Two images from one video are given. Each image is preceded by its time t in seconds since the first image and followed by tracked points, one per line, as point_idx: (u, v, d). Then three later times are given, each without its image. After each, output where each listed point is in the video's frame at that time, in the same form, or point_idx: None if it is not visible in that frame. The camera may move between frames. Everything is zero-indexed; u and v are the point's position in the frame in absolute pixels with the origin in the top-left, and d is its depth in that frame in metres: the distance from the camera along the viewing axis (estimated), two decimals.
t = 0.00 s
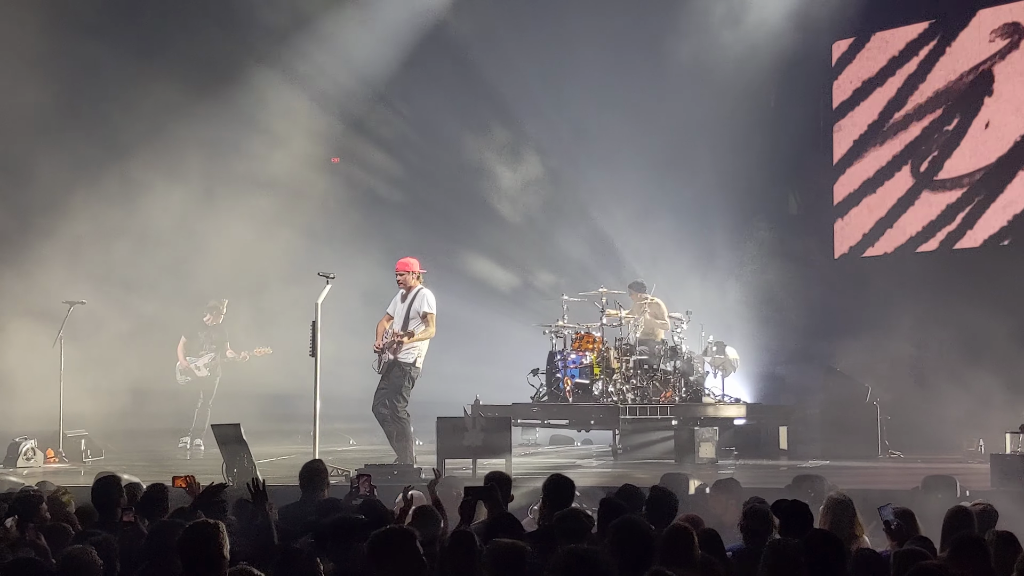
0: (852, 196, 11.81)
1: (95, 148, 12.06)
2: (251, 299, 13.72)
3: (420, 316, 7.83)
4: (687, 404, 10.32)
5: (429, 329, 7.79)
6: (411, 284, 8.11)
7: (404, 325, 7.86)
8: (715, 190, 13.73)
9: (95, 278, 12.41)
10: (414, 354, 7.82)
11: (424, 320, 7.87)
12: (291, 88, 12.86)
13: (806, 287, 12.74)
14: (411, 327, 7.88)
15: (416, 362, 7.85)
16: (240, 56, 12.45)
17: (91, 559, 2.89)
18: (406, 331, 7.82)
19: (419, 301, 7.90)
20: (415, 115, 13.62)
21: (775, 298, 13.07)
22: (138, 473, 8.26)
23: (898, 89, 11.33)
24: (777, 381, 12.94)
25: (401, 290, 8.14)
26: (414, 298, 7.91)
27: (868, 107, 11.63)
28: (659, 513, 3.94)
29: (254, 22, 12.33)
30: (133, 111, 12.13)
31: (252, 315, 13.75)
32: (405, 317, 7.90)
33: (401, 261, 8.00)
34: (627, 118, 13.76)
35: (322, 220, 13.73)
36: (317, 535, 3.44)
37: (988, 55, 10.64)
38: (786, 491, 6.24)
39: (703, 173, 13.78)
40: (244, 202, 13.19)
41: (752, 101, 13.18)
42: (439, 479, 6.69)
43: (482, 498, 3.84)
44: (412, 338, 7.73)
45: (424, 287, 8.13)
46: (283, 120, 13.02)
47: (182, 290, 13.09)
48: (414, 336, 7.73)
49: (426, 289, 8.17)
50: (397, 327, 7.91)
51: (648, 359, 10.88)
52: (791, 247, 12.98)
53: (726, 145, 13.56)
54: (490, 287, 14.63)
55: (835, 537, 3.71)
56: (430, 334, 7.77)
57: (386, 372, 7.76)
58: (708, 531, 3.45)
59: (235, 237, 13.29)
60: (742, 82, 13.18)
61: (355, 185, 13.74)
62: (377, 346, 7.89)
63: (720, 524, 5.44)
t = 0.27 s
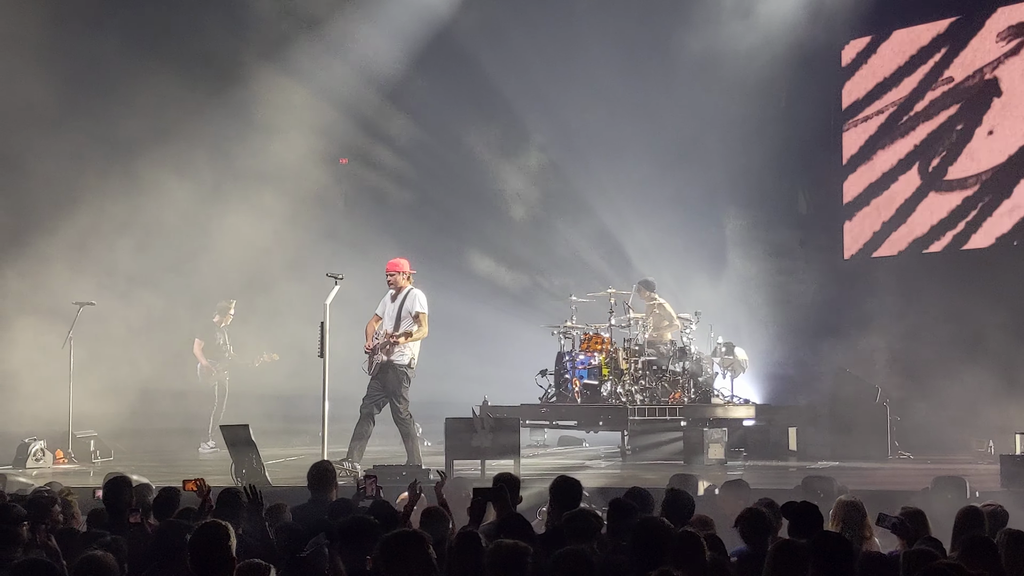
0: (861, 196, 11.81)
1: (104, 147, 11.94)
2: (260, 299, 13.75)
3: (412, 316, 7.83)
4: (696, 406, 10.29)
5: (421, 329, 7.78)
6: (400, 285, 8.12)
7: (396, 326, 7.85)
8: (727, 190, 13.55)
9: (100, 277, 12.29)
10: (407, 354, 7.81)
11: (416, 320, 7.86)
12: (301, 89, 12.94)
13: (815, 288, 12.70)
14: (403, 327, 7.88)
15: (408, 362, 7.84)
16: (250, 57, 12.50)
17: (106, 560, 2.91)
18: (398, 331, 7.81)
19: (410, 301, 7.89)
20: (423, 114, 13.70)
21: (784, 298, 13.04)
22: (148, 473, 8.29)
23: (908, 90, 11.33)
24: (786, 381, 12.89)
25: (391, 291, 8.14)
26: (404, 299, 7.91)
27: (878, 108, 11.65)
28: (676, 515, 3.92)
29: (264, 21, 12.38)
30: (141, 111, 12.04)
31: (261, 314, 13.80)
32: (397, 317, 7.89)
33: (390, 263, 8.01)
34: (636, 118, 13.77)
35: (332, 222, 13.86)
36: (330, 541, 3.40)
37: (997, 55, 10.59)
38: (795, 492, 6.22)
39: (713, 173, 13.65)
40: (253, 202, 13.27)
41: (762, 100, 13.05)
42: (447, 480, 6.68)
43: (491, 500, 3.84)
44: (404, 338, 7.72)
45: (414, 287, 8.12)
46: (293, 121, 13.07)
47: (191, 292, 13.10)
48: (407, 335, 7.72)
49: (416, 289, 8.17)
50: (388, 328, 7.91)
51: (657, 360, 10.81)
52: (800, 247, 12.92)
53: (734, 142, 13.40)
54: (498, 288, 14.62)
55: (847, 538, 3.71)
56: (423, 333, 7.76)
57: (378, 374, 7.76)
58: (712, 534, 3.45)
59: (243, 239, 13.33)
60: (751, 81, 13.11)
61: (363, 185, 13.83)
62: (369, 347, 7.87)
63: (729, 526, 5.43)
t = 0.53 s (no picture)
0: (864, 197, 11.81)
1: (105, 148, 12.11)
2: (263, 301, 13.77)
3: (397, 317, 7.80)
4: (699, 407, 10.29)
5: (406, 330, 7.76)
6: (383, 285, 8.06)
7: (380, 327, 7.81)
8: (727, 191, 13.61)
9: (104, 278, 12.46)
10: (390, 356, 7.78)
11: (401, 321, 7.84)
12: (305, 91, 13.03)
13: (818, 289, 12.69)
14: (387, 328, 7.83)
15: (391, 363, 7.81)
16: (255, 59, 12.57)
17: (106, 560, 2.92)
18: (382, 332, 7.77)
19: (395, 302, 7.86)
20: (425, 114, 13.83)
21: (787, 299, 13.02)
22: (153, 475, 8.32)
23: (911, 91, 11.32)
24: (788, 383, 12.87)
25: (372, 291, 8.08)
26: (387, 300, 7.87)
27: (880, 109, 11.62)
28: (681, 514, 3.91)
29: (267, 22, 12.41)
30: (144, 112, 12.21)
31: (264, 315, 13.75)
32: (380, 318, 7.85)
33: (372, 264, 7.95)
34: (638, 119, 13.77)
35: (335, 223, 13.85)
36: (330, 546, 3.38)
37: (1000, 56, 10.56)
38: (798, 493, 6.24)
39: (717, 172, 13.64)
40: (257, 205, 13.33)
41: (764, 102, 13.10)
42: (451, 482, 6.69)
43: (494, 502, 3.84)
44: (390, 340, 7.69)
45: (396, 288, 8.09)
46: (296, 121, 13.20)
47: (194, 294, 13.14)
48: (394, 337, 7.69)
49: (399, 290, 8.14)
50: (371, 330, 7.86)
51: (659, 362, 10.86)
52: (804, 249, 12.90)
53: (738, 144, 13.42)
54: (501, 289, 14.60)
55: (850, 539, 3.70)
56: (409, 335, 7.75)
57: (362, 377, 7.72)
58: (714, 533, 3.43)
59: (246, 240, 13.37)
60: (753, 83, 13.12)
61: (365, 186, 13.88)
62: (351, 348, 7.80)
63: (731, 527, 5.45)
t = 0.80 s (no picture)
0: (867, 197, 11.74)
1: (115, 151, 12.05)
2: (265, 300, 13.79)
3: (387, 319, 7.78)
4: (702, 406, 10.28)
5: (396, 332, 7.76)
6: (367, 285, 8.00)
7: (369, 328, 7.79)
8: (729, 189, 13.61)
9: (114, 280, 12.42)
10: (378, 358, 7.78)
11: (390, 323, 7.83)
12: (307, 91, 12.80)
13: (820, 288, 12.67)
14: (376, 329, 7.82)
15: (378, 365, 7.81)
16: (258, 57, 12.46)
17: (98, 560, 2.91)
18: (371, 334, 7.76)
19: (383, 303, 7.84)
20: (429, 112, 13.73)
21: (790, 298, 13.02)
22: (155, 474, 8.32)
23: (914, 90, 11.30)
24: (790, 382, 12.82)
25: (356, 292, 8.02)
26: (375, 301, 7.84)
27: (883, 108, 11.58)
28: (682, 511, 3.90)
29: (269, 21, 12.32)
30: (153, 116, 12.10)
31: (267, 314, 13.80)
32: (368, 319, 7.82)
33: (357, 265, 7.85)
34: (641, 118, 13.76)
35: (337, 222, 13.85)
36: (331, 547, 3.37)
37: (1004, 56, 10.59)
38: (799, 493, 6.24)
39: (718, 173, 13.69)
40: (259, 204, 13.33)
41: (767, 101, 13.08)
42: (453, 481, 6.69)
43: (496, 500, 3.84)
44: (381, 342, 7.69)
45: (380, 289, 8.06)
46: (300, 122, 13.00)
47: (196, 292, 13.18)
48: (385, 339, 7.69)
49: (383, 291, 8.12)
50: (359, 331, 7.83)
51: (662, 361, 10.86)
52: (807, 248, 12.88)
53: (741, 144, 13.42)
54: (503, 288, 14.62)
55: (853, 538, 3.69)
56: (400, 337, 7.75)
57: (353, 378, 7.73)
58: (721, 534, 3.40)
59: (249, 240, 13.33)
60: (756, 82, 13.10)
61: (369, 185, 13.86)
62: (338, 349, 7.75)
63: (734, 527, 5.43)
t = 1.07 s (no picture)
0: (865, 197, 11.79)
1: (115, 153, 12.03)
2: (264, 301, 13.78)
3: (382, 318, 7.79)
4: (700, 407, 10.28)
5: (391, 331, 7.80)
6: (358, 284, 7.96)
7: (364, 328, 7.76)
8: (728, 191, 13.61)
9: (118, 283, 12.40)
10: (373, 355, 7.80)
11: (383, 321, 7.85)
12: (306, 92, 12.86)
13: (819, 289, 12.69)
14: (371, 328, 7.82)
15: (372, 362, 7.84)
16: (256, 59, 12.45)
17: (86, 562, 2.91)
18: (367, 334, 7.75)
19: (377, 302, 7.83)
20: (426, 113, 13.74)
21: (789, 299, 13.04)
22: (154, 475, 8.32)
23: (912, 91, 11.30)
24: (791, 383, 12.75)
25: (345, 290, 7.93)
26: (369, 301, 7.83)
27: (882, 109, 11.60)
28: (681, 510, 3.91)
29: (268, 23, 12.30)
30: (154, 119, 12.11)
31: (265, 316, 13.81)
32: (362, 319, 7.79)
33: (349, 264, 7.79)
34: (639, 119, 13.83)
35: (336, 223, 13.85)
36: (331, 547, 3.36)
37: (1002, 56, 10.57)
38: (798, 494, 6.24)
39: (718, 178, 13.79)
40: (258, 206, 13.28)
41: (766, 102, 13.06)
42: (452, 482, 6.69)
43: (493, 502, 3.84)
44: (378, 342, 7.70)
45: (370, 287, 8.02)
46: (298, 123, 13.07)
47: (196, 292, 13.09)
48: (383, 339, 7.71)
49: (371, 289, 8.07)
50: (353, 330, 7.79)
51: (661, 361, 10.84)
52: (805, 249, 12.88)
53: (739, 147, 13.54)
54: (502, 289, 14.61)
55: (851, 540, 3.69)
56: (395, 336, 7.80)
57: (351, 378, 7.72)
58: (724, 536, 3.39)
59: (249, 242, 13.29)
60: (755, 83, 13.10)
61: (367, 187, 13.83)
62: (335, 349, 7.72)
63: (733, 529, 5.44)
